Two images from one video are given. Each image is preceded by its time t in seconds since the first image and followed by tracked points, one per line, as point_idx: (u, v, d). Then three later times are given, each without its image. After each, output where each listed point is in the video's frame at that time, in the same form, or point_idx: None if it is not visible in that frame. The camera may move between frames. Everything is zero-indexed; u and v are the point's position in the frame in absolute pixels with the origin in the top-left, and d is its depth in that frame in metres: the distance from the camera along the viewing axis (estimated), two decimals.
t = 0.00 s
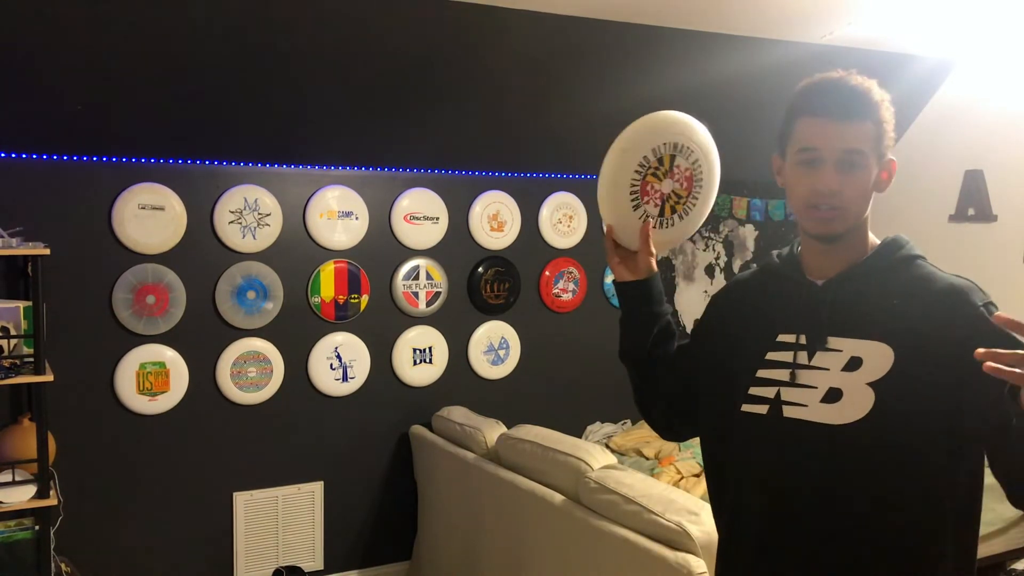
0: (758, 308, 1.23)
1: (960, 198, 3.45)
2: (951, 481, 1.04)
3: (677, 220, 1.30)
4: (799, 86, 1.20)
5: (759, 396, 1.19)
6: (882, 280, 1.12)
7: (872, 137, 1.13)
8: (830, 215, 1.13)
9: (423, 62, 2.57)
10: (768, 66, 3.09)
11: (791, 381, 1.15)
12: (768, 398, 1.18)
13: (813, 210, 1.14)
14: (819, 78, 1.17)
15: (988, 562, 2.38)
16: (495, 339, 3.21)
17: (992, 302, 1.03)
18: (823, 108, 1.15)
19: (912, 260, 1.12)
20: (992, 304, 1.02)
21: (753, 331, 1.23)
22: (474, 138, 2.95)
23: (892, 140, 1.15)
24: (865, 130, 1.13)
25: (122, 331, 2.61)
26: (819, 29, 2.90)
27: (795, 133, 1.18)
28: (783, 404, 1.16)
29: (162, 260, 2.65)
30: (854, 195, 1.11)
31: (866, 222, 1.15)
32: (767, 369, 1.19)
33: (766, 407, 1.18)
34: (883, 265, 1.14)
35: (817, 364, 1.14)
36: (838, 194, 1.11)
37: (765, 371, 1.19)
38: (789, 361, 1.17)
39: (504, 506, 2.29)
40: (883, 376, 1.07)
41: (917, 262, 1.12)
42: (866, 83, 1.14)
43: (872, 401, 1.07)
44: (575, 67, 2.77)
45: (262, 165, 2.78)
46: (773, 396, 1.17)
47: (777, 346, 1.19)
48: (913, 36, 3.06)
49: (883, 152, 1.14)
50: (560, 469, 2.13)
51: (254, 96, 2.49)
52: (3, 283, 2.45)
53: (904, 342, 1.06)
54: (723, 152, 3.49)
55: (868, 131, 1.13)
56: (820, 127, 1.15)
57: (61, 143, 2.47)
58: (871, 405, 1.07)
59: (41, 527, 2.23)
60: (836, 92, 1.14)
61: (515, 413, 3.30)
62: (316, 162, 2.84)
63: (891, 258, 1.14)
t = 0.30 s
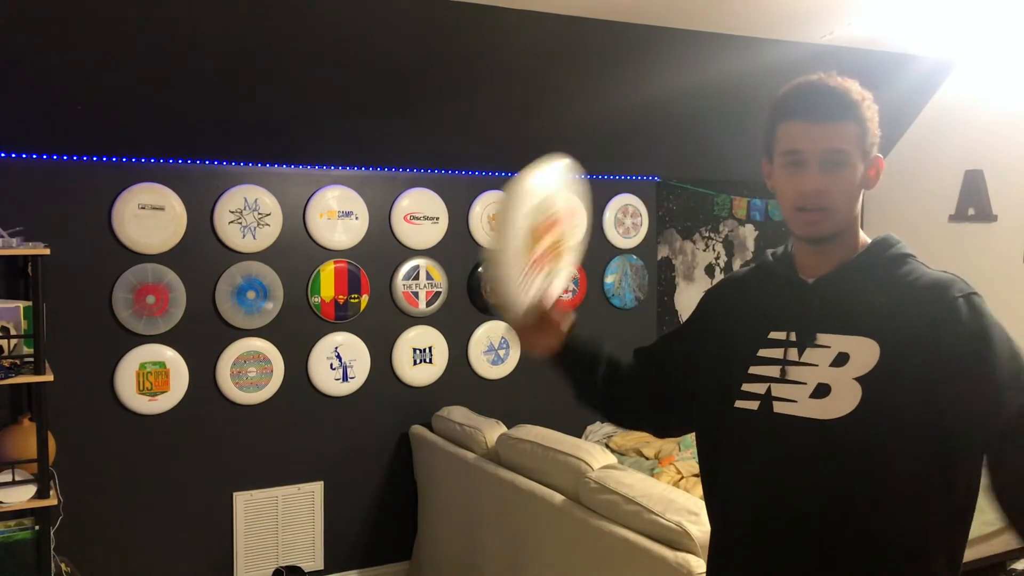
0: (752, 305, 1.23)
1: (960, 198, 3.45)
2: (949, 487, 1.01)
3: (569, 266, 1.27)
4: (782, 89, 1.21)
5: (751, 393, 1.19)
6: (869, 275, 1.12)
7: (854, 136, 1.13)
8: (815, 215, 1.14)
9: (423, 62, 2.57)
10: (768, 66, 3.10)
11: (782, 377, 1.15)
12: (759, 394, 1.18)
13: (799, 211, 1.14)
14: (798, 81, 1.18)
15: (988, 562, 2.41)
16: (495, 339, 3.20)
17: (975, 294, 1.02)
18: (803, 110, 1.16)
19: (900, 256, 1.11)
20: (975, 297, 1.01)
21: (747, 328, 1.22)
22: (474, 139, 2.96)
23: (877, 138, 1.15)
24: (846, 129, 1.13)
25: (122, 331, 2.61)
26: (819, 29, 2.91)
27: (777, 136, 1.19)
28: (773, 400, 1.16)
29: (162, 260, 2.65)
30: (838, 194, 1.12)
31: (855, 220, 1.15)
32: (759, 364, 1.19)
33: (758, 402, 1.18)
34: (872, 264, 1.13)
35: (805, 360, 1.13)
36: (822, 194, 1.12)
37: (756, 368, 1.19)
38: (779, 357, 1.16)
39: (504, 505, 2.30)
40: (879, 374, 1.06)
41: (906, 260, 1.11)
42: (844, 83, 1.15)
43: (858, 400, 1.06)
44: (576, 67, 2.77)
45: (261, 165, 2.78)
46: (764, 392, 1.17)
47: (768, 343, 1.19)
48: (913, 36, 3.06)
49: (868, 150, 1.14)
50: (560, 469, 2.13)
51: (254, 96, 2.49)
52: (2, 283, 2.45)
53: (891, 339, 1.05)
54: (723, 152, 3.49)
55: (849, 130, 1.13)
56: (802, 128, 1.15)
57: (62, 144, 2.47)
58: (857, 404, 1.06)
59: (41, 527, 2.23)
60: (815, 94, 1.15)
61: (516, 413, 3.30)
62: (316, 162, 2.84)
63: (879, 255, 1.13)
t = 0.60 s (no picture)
0: (755, 309, 1.22)
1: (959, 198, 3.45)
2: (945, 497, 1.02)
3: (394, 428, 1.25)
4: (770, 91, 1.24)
5: (750, 394, 1.19)
6: (876, 282, 1.14)
7: (839, 128, 1.16)
8: (810, 208, 1.14)
9: (423, 62, 2.57)
10: (767, 66, 3.10)
11: (785, 380, 1.16)
12: (758, 396, 1.18)
13: (794, 205, 1.15)
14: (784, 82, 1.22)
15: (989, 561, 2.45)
16: (495, 339, 3.20)
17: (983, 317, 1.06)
18: (792, 106, 1.18)
19: (905, 265, 1.14)
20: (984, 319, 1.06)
21: (747, 328, 1.22)
22: (474, 138, 2.95)
23: (863, 130, 1.17)
24: (834, 122, 1.16)
25: (122, 331, 2.61)
26: (819, 29, 2.90)
27: (768, 134, 1.21)
28: (774, 403, 1.16)
29: (162, 260, 2.65)
30: (832, 185, 1.13)
31: (853, 215, 1.16)
32: (761, 366, 1.19)
33: (758, 404, 1.18)
34: (879, 271, 1.15)
35: (813, 365, 1.14)
36: (814, 187, 1.13)
37: (757, 368, 1.19)
38: (783, 360, 1.17)
39: (504, 505, 2.30)
40: (892, 381, 1.07)
41: (911, 268, 1.13)
42: (826, 79, 1.18)
43: (868, 406, 1.08)
44: (575, 67, 2.77)
45: (261, 165, 2.77)
46: (765, 394, 1.17)
47: (770, 344, 1.19)
48: (913, 37, 3.06)
49: (854, 143, 1.16)
50: (560, 469, 2.14)
51: (254, 96, 2.49)
52: (3, 283, 2.45)
53: (903, 347, 1.08)
54: (723, 151, 3.49)
55: (834, 123, 1.16)
56: (790, 125, 1.18)
57: (61, 144, 2.47)
58: (868, 409, 1.08)
59: (41, 527, 2.23)
60: (799, 91, 1.18)
61: (515, 413, 3.31)
62: (316, 162, 2.84)
63: (884, 262, 1.15)
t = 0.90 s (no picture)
0: (738, 312, 1.21)
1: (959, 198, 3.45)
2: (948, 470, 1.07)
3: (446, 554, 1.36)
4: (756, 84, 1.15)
5: (740, 404, 1.19)
6: (850, 272, 1.12)
7: (824, 135, 1.08)
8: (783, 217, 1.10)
9: (422, 62, 2.57)
10: (767, 66, 3.10)
11: (773, 385, 1.15)
12: (749, 404, 1.18)
13: (768, 213, 1.10)
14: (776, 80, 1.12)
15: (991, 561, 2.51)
16: (495, 339, 3.21)
17: (959, 296, 1.08)
18: (776, 111, 1.10)
19: (875, 255, 1.14)
20: (960, 300, 1.07)
21: (729, 336, 1.22)
22: (474, 138, 2.95)
23: (852, 136, 1.09)
24: (818, 128, 1.08)
25: (122, 331, 2.61)
26: (819, 29, 2.90)
27: (748, 133, 1.13)
28: (766, 409, 1.16)
29: (161, 261, 2.65)
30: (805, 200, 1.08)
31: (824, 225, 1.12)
32: (747, 374, 1.19)
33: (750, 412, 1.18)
34: (849, 262, 1.13)
35: (797, 365, 1.14)
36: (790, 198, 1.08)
37: (744, 378, 1.19)
38: (769, 365, 1.17)
39: (504, 505, 2.30)
40: (878, 373, 1.08)
41: (880, 259, 1.13)
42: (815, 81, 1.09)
43: (856, 398, 1.08)
44: (575, 67, 2.77)
45: (261, 165, 2.77)
46: (756, 402, 1.17)
47: (754, 351, 1.19)
48: (913, 36, 3.06)
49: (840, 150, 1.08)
50: (560, 469, 2.13)
51: (254, 95, 2.49)
52: (3, 283, 2.45)
53: (883, 339, 1.08)
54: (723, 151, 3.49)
55: (818, 129, 1.08)
56: (771, 128, 1.10)
57: (61, 143, 2.47)
58: (856, 402, 1.08)
59: (41, 527, 2.22)
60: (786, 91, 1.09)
61: (516, 413, 3.31)
62: (316, 162, 2.84)
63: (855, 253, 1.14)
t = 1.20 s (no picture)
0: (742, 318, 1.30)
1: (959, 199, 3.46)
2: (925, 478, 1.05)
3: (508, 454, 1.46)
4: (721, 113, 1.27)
5: (739, 407, 1.25)
6: (837, 273, 1.18)
7: (785, 152, 1.18)
8: (759, 231, 1.19)
9: (422, 62, 2.57)
10: (766, 66, 3.09)
11: (765, 387, 1.22)
12: (746, 407, 1.24)
13: (746, 229, 1.20)
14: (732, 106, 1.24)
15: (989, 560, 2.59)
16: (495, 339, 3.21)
17: (943, 292, 1.07)
18: (737, 133, 1.22)
19: (866, 253, 1.18)
20: (943, 296, 1.06)
21: (732, 342, 1.30)
22: (474, 138, 2.95)
23: (812, 149, 1.19)
24: (779, 148, 1.18)
25: (122, 331, 2.61)
26: (819, 29, 2.90)
27: (719, 158, 1.25)
28: (760, 410, 1.22)
29: (162, 261, 2.65)
30: (777, 210, 1.17)
31: (802, 230, 1.20)
32: (744, 379, 1.26)
33: (746, 415, 1.24)
34: (838, 259, 1.19)
35: (785, 367, 1.20)
36: (761, 213, 1.18)
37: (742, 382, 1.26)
38: (762, 368, 1.24)
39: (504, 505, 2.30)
40: (857, 371, 1.11)
41: (871, 255, 1.17)
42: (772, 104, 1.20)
43: (836, 397, 1.12)
44: (574, 67, 2.77)
45: (261, 165, 2.77)
46: (751, 404, 1.23)
47: (751, 357, 1.26)
48: (914, 36, 3.06)
49: (802, 164, 1.19)
50: (560, 469, 2.14)
51: (253, 95, 2.49)
52: (3, 283, 2.45)
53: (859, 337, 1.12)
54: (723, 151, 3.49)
55: (779, 148, 1.18)
56: (736, 153, 1.21)
57: (61, 143, 2.46)
58: (837, 399, 1.12)
59: (41, 527, 2.23)
60: (746, 118, 1.21)
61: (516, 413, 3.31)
62: (316, 162, 2.83)
63: (846, 252, 1.20)
